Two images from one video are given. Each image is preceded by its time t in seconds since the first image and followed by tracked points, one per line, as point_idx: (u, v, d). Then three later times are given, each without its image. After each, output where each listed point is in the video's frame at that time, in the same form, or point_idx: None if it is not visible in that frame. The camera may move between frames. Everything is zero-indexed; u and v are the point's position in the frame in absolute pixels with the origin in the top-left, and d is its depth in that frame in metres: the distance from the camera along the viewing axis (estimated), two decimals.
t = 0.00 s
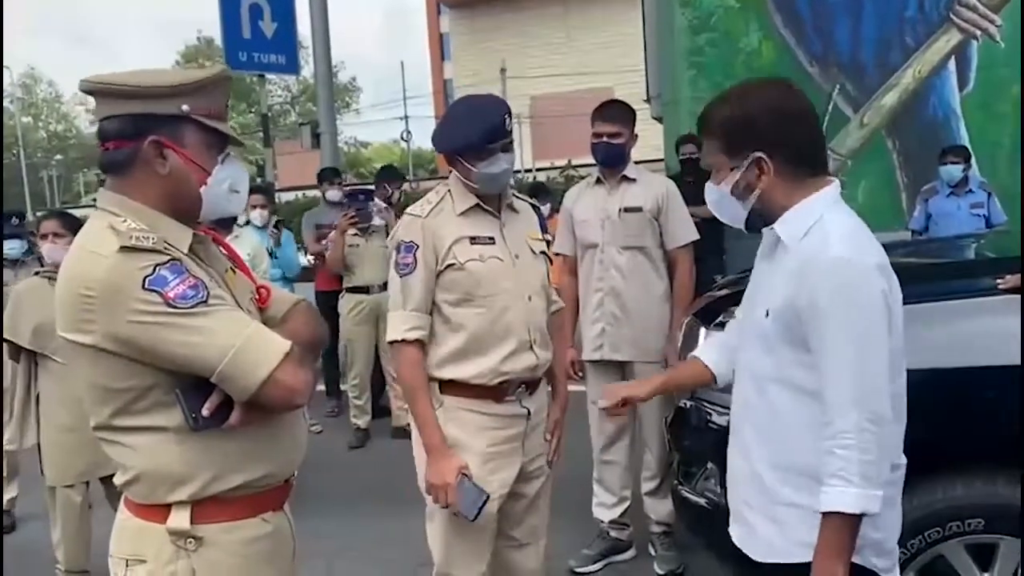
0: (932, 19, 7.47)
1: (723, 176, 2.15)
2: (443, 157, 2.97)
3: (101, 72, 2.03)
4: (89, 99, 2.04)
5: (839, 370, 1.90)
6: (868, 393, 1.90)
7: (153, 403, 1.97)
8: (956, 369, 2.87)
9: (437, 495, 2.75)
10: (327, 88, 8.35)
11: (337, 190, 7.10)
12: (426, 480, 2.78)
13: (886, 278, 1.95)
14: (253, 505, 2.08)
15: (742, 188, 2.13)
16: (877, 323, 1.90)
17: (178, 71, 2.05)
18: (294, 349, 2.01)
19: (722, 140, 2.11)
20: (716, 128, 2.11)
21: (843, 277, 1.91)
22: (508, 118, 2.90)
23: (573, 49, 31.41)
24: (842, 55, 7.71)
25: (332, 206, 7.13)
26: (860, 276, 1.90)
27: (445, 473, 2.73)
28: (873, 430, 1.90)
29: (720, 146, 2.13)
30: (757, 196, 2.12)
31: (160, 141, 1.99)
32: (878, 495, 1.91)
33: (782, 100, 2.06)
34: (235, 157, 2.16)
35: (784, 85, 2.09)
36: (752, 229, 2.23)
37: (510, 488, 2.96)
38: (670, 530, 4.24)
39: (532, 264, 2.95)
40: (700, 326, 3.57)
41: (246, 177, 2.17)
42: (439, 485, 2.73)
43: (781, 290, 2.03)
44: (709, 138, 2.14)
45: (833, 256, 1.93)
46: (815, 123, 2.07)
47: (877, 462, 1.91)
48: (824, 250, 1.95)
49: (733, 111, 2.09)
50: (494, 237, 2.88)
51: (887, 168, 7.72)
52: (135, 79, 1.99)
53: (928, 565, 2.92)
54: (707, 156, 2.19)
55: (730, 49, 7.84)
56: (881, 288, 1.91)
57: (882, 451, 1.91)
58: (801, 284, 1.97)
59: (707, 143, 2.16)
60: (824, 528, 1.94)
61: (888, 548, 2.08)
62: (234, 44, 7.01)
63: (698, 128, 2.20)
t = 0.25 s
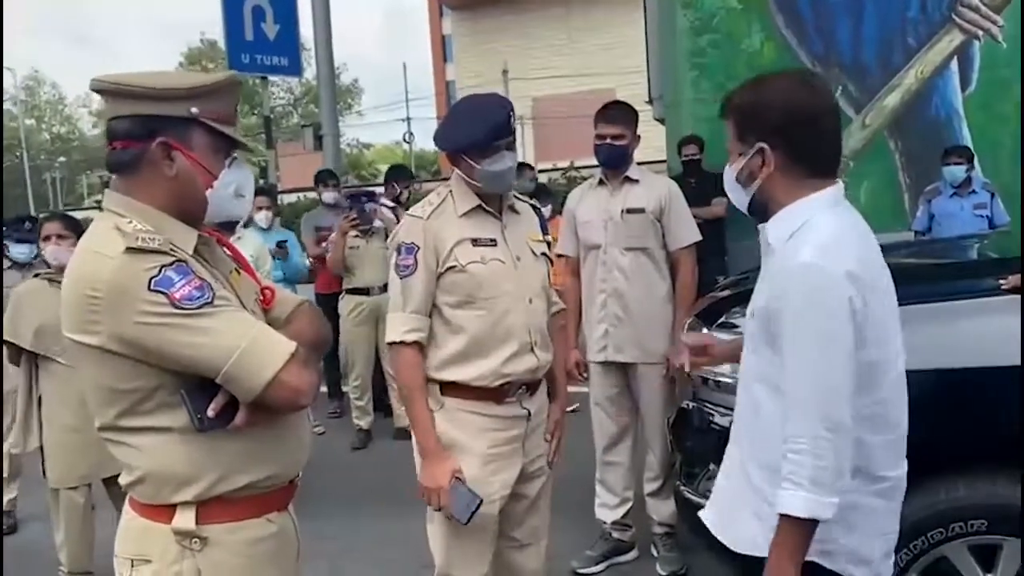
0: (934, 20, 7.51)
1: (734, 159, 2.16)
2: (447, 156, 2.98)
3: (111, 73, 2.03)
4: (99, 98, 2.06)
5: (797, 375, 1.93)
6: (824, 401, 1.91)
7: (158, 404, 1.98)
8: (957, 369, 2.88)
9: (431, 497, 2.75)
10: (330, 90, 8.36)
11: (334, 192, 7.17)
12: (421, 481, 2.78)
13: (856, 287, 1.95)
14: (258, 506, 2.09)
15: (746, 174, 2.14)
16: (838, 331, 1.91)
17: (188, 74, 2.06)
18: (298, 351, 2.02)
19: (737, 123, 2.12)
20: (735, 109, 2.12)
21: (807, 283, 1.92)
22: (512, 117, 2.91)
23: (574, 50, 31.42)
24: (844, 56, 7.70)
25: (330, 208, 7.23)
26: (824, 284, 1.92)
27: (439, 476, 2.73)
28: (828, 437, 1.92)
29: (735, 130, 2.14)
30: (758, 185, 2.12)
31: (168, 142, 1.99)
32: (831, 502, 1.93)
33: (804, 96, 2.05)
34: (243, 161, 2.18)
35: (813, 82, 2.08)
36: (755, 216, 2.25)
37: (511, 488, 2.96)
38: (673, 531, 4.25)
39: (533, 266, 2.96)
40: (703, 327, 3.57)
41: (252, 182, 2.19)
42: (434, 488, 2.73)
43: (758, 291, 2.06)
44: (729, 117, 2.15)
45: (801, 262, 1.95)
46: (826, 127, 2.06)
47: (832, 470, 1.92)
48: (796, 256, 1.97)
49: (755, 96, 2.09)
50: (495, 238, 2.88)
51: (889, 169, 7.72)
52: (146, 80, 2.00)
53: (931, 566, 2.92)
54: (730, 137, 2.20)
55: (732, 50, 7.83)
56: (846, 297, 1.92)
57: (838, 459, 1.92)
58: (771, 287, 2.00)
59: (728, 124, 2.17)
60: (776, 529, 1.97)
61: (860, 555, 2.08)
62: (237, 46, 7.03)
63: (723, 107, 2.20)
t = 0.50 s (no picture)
0: (936, 23, 7.52)
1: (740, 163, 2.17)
2: (448, 159, 2.98)
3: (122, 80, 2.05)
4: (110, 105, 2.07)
5: (773, 378, 1.95)
6: (799, 406, 1.92)
7: (167, 412, 1.99)
8: (961, 373, 2.88)
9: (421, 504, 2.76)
10: (333, 93, 8.37)
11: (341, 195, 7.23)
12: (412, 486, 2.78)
13: (841, 295, 1.95)
14: (265, 512, 2.10)
15: (752, 177, 2.15)
16: (818, 339, 1.92)
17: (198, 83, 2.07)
18: (306, 360, 2.03)
19: (744, 129, 2.13)
20: (743, 114, 2.13)
21: (788, 290, 1.94)
22: (514, 119, 2.94)
23: (576, 51, 31.41)
24: (846, 59, 7.70)
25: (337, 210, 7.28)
26: (806, 291, 1.93)
27: (433, 483, 2.74)
28: (801, 444, 1.93)
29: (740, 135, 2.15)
30: (763, 190, 2.14)
31: (178, 151, 2.00)
32: (801, 507, 1.94)
33: (809, 101, 2.06)
34: (251, 169, 2.19)
35: (818, 86, 2.08)
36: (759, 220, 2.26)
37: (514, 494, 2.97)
38: (676, 535, 4.25)
39: (534, 271, 2.97)
40: (706, 332, 3.57)
41: (260, 190, 2.20)
42: (426, 497, 2.74)
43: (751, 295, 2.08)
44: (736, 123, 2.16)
45: (786, 268, 1.97)
46: (830, 133, 2.07)
47: (803, 476, 1.93)
48: (785, 263, 1.98)
49: (760, 102, 2.10)
50: (498, 243, 2.90)
51: (892, 172, 7.72)
52: (157, 88, 2.01)
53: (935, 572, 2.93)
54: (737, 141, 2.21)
55: (735, 54, 7.81)
56: (828, 306, 1.92)
57: (811, 466, 1.93)
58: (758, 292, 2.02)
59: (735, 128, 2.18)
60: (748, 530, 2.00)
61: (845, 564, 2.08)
62: (239, 50, 7.05)
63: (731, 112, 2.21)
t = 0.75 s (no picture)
0: (941, 27, 7.51)
1: (749, 172, 2.15)
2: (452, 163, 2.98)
3: (132, 90, 2.04)
4: (120, 114, 2.06)
5: (779, 384, 1.94)
6: (806, 412, 1.91)
7: (177, 421, 1.98)
8: (969, 383, 2.87)
9: (428, 512, 2.74)
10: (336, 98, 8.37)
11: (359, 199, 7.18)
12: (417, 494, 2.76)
13: (848, 301, 1.94)
14: (274, 522, 2.09)
15: (762, 186, 2.13)
16: (824, 345, 1.90)
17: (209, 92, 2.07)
18: (316, 370, 2.02)
19: (755, 135, 2.12)
20: (754, 120, 2.12)
21: (794, 295, 1.93)
22: (519, 125, 2.94)
23: (578, 55, 31.41)
24: (850, 62, 7.68)
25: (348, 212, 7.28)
26: (813, 296, 1.91)
27: (439, 491, 2.73)
28: (807, 449, 1.91)
29: (750, 142, 2.14)
30: (774, 198, 2.12)
31: (190, 160, 2.00)
32: (808, 514, 1.93)
33: (821, 106, 2.05)
34: (261, 178, 2.18)
35: (829, 92, 2.08)
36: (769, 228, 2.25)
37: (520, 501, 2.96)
38: (682, 542, 4.25)
39: (539, 277, 2.96)
40: (713, 338, 3.56)
41: (270, 199, 2.20)
42: (432, 503, 2.72)
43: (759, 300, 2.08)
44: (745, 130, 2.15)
45: (792, 274, 1.95)
46: (840, 139, 2.06)
47: (811, 482, 1.92)
48: (791, 268, 1.98)
49: (770, 109, 2.09)
50: (502, 250, 2.89)
51: (896, 176, 7.72)
52: (167, 98, 2.00)
53: None
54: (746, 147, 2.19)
55: (739, 58, 7.79)
56: (834, 311, 1.91)
57: (818, 471, 1.92)
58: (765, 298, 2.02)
59: (746, 134, 2.16)
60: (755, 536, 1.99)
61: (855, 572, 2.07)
62: (243, 55, 7.05)
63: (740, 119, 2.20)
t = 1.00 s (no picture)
0: (944, 29, 7.51)
1: (765, 168, 2.13)
2: (455, 164, 2.98)
3: (133, 93, 2.03)
4: (122, 117, 2.05)
5: (799, 383, 1.92)
6: (827, 410, 1.90)
7: (180, 425, 1.97)
8: (977, 386, 2.85)
9: (430, 516, 2.72)
10: (338, 101, 8.37)
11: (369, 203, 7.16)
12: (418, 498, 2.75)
13: (866, 298, 1.92)
14: (278, 526, 2.07)
15: (779, 183, 2.10)
16: (844, 342, 1.89)
17: (211, 94, 2.05)
18: (321, 373, 2.01)
19: (772, 134, 2.09)
20: (767, 121, 2.10)
21: (812, 294, 1.91)
22: (524, 127, 2.93)
23: (579, 59, 31.42)
24: (853, 64, 7.66)
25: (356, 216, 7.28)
26: (831, 294, 1.90)
27: (440, 493, 2.71)
28: (829, 448, 1.90)
29: (768, 138, 2.10)
30: (791, 195, 2.09)
31: (192, 163, 1.99)
32: (831, 513, 1.91)
33: (838, 106, 2.05)
34: (264, 181, 2.16)
35: (844, 91, 2.08)
36: (776, 228, 2.23)
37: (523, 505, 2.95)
38: (687, 546, 4.25)
39: (542, 279, 2.95)
40: (717, 341, 3.55)
41: (274, 202, 2.18)
42: (434, 506, 2.70)
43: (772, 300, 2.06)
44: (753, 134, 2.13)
45: (809, 273, 1.94)
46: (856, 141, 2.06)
47: (834, 481, 1.90)
48: (807, 267, 1.96)
49: (784, 111, 2.07)
50: (505, 252, 2.87)
51: (900, 179, 7.72)
52: (169, 100, 1.99)
53: None
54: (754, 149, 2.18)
55: (741, 60, 7.78)
56: (853, 308, 1.90)
57: (840, 470, 1.90)
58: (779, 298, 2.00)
59: (755, 133, 2.15)
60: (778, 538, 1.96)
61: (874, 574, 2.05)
62: (245, 58, 7.05)
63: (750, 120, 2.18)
